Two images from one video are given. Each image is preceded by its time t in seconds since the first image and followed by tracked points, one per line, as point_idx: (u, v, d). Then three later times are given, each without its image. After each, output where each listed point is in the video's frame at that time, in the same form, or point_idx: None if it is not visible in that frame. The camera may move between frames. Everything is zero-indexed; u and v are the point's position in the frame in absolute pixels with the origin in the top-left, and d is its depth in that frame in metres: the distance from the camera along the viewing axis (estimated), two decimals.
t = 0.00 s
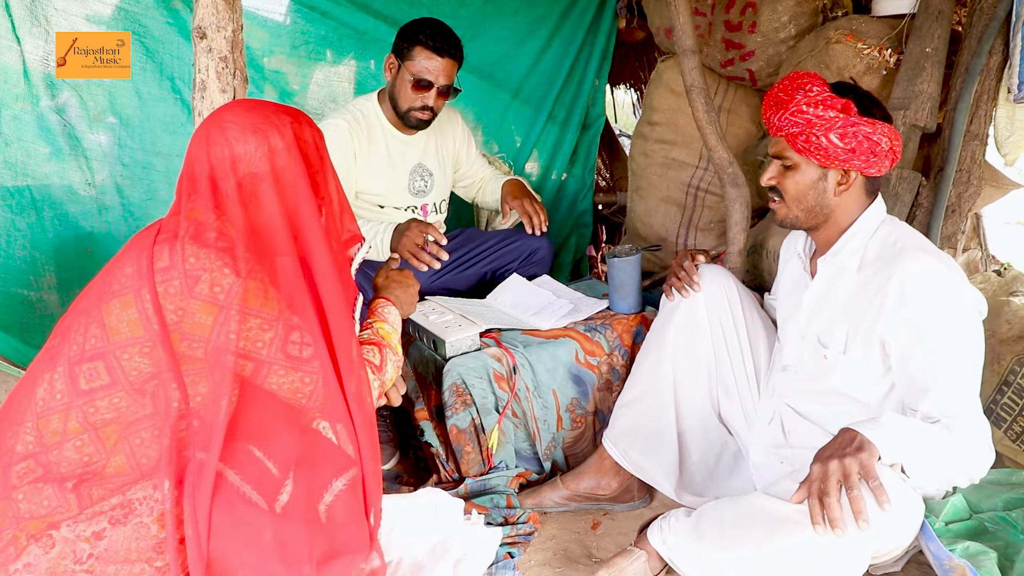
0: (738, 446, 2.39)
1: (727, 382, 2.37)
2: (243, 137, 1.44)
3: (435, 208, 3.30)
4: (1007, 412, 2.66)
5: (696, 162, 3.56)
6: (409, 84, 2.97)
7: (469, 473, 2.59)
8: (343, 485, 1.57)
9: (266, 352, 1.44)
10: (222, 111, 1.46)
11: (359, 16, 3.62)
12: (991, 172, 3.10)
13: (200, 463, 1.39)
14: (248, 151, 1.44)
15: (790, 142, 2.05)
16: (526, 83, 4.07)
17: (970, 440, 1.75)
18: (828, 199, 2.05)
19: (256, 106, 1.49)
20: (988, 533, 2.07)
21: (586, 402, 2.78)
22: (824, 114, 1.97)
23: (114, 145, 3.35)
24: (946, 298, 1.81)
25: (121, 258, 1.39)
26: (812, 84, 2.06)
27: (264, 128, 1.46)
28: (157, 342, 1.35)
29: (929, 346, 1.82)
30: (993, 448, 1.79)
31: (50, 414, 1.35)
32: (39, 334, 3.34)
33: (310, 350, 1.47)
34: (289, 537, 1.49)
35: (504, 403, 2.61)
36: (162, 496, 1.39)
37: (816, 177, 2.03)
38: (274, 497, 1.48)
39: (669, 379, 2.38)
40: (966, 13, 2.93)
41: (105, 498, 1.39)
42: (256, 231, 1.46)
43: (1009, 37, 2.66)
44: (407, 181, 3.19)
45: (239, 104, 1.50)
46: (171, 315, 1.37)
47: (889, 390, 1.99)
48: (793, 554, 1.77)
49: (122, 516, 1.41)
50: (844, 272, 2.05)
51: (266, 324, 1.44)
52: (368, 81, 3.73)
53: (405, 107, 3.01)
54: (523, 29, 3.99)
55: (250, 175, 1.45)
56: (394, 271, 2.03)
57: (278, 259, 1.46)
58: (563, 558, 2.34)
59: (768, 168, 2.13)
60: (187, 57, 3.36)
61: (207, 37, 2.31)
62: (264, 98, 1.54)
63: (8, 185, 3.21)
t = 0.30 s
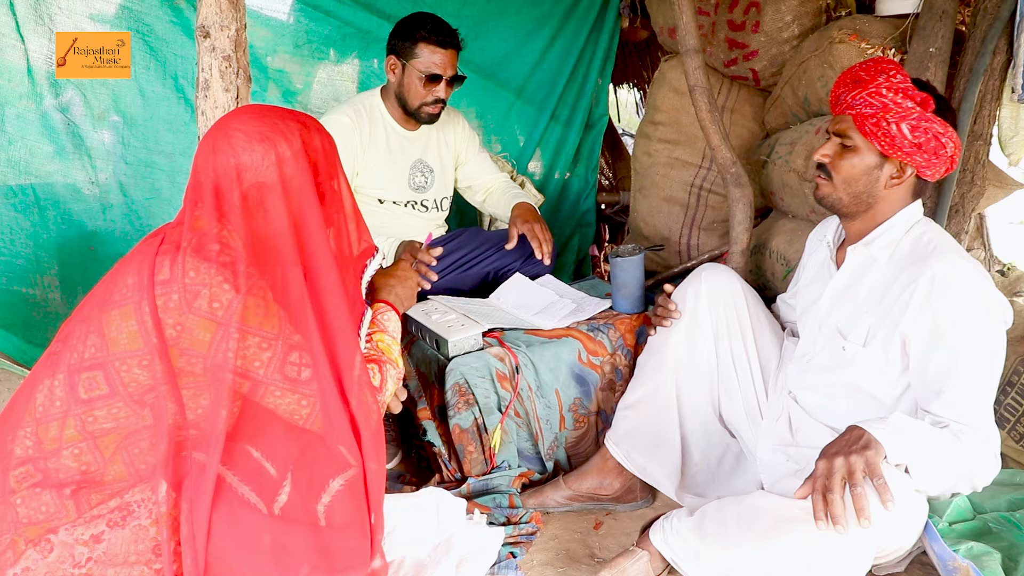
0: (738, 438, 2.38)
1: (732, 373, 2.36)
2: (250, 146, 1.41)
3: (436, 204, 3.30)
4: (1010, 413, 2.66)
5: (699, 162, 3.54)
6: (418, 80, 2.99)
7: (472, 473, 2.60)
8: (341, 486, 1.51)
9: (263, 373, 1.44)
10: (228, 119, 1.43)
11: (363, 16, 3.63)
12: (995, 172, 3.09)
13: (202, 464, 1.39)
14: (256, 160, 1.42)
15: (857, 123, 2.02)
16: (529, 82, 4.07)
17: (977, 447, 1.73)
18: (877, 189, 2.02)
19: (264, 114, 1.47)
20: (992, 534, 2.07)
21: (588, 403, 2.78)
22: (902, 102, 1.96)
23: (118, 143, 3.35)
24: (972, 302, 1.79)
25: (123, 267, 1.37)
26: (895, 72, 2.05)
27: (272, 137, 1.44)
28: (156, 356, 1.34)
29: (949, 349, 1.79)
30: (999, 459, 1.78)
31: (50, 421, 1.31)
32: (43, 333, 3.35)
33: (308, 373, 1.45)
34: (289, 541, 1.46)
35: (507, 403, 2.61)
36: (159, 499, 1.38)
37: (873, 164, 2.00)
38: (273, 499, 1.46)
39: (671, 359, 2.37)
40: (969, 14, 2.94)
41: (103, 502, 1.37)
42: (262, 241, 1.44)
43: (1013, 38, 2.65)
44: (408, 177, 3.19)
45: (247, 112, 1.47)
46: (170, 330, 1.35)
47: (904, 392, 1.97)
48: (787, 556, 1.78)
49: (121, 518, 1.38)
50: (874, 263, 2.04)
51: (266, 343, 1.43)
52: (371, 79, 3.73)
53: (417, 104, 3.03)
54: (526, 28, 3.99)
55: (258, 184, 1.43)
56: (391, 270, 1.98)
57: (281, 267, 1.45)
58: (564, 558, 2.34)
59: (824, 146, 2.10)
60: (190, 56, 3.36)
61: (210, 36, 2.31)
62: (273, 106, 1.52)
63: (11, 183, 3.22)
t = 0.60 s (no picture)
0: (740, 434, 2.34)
1: (735, 368, 2.36)
2: (255, 150, 1.41)
3: (441, 208, 3.29)
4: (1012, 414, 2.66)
5: (701, 162, 3.54)
6: (428, 82, 2.98)
7: (473, 473, 2.60)
8: (340, 491, 1.49)
9: (262, 385, 1.43)
10: (233, 122, 1.43)
11: (364, 15, 3.63)
12: (997, 172, 3.07)
13: (201, 471, 1.37)
14: (261, 164, 1.41)
15: (895, 127, 2.00)
16: (531, 82, 4.07)
17: (993, 457, 1.75)
18: (920, 192, 1.99)
19: (270, 117, 1.47)
20: (994, 535, 2.07)
21: (590, 403, 2.78)
22: (939, 104, 1.93)
23: (119, 142, 3.35)
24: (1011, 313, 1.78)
25: (126, 271, 1.38)
26: (933, 74, 2.02)
27: (277, 141, 1.43)
28: (156, 365, 1.33)
29: (981, 358, 1.78)
30: (1014, 474, 1.80)
31: (51, 426, 1.32)
32: (45, 333, 3.36)
33: (308, 387, 1.45)
34: (289, 548, 1.43)
35: (508, 403, 2.61)
36: (158, 504, 1.38)
37: (915, 167, 1.97)
38: (272, 505, 1.43)
39: (670, 351, 2.36)
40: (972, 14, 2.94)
41: (103, 508, 1.36)
42: (265, 246, 1.43)
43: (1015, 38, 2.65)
44: (414, 178, 3.18)
45: (252, 114, 1.47)
46: (170, 339, 1.35)
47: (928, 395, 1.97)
48: (787, 538, 1.79)
49: (120, 524, 1.37)
50: (913, 263, 2.01)
51: (266, 354, 1.42)
52: (373, 80, 3.74)
53: (429, 105, 3.02)
54: (528, 28, 3.98)
55: (263, 189, 1.42)
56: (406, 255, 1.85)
57: (285, 272, 1.44)
58: (565, 559, 2.34)
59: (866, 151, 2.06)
60: (192, 55, 3.35)
61: (212, 36, 2.31)
62: (278, 108, 1.52)
63: (12, 182, 3.22)
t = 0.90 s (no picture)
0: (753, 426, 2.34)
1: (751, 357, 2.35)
2: (259, 153, 1.41)
3: (450, 209, 3.29)
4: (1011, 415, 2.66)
5: (701, 162, 3.55)
6: (439, 91, 2.97)
7: (474, 473, 2.58)
8: (338, 495, 1.49)
9: (263, 391, 1.42)
10: (237, 124, 1.43)
11: (365, 15, 3.63)
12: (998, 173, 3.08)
13: (202, 476, 1.37)
14: (265, 167, 1.42)
15: (935, 116, 2.01)
16: (533, 82, 4.07)
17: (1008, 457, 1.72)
18: (949, 183, 1.98)
19: (274, 120, 1.47)
20: (994, 534, 2.07)
21: (591, 403, 2.80)
22: (979, 95, 1.94)
23: (120, 142, 3.35)
24: None
25: (126, 276, 1.37)
26: (979, 66, 2.02)
27: (281, 143, 1.44)
28: (156, 370, 1.33)
29: (1009, 360, 1.76)
30: None
31: (51, 429, 1.31)
32: (46, 333, 3.35)
33: (309, 393, 1.45)
34: (287, 553, 1.43)
35: (509, 403, 2.61)
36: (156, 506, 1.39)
37: (947, 157, 1.97)
38: (270, 509, 1.43)
39: (705, 325, 2.36)
40: (973, 14, 2.94)
41: (101, 511, 1.37)
42: (269, 249, 1.43)
43: (1017, 38, 2.65)
44: (425, 180, 3.19)
45: (255, 116, 1.47)
46: (172, 344, 1.35)
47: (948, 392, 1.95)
48: (790, 495, 1.77)
49: (118, 526, 1.38)
50: (944, 261, 2.00)
51: (268, 359, 1.42)
52: (373, 80, 3.74)
53: (439, 113, 3.02)
54: (529, 28, 3.98)
55: (267, 192, 1.43)
56: (402, 258, 1.89)
57: (289, 275, 1.44)
58: (567, 559, 2.34)
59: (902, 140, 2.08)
60: (193, 55, 3.37)
61: (214, 36, 2.31)
62: (283, 110, 1.52)
63: (13, 182, 3.21)
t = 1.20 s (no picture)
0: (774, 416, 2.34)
1: (771, 352, 2.34)
2: (260, 154, 1.42)
3: (454, 208, 3.30)
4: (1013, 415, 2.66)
5: (702, 162, 3.55)
6: (447, 91, 2.98)
7: (474, 473, 2.57)
8: (339, 494, 1.48)
9: (264, 392, 1.42)
10: (238, 125, 1.43)
11: (366, 15, 3.63)
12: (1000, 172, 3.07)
13: (203, 477, 1.37)
14: (266, 168, 1.42)
15: (914, 104, 2.05)
16: (533, 82, 4.07)
17: (990, 447, 1.75)
18: (916, 175, 2.03)
19: (274, 120, 1.47)
20: (996, 534, 2.06)
21: (591, 403, 2.81)
22: (960, 90, 1.97)
23: (121, 142, 3.35)
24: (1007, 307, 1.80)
25: (127, 277, 1.37)
26: (965, 64, 2.04)
27: (282, 144, 1.44)
28: (158, 371, 1.33)
29: (977, 350, 1.80)
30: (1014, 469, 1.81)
31: (52, 430, 1.31)
32: (47, 333, 3.35)
33: (311, 393, 1.44)
34: (288, 553, 1.42)
35: (509, 403, 2.61)
36: (156, 507, 1.38)
37: (916, 148, 2.03)
38: (271, 509, 1.42)
39: (729, 319, 2.34)
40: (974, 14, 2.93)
41: (102, 511, 1.37)
42: (270, 251, 1.43)
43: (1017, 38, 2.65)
44: (432, 180, 3.19)
45: (255, 117, 1.47)
46: (173, 345, 1.35)
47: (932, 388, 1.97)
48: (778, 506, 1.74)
49: (119, 527, 1.37)
50: (913, 257, 2.04)
51: (270, 361, 1.42)
52: (374, 80, 3.74)
53: (446, 114, 3.03)
54: (530, 28, 3.98)
55: (268, 193, 1.43)
56: (402, 261, 1.85)
57: (291, 276, 1.44)
58: (567, 558, 2.35)
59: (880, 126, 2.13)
60: (194, 55, 3.37)
61: (214, 36, 2.31)
62: (283, 111, 1.52)
63: (14, 182, 3.22)
